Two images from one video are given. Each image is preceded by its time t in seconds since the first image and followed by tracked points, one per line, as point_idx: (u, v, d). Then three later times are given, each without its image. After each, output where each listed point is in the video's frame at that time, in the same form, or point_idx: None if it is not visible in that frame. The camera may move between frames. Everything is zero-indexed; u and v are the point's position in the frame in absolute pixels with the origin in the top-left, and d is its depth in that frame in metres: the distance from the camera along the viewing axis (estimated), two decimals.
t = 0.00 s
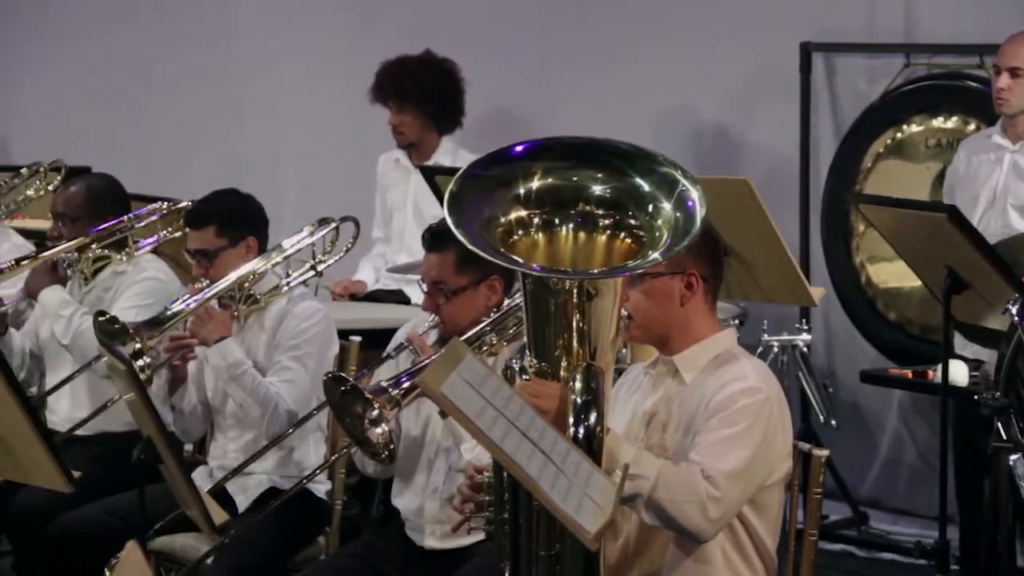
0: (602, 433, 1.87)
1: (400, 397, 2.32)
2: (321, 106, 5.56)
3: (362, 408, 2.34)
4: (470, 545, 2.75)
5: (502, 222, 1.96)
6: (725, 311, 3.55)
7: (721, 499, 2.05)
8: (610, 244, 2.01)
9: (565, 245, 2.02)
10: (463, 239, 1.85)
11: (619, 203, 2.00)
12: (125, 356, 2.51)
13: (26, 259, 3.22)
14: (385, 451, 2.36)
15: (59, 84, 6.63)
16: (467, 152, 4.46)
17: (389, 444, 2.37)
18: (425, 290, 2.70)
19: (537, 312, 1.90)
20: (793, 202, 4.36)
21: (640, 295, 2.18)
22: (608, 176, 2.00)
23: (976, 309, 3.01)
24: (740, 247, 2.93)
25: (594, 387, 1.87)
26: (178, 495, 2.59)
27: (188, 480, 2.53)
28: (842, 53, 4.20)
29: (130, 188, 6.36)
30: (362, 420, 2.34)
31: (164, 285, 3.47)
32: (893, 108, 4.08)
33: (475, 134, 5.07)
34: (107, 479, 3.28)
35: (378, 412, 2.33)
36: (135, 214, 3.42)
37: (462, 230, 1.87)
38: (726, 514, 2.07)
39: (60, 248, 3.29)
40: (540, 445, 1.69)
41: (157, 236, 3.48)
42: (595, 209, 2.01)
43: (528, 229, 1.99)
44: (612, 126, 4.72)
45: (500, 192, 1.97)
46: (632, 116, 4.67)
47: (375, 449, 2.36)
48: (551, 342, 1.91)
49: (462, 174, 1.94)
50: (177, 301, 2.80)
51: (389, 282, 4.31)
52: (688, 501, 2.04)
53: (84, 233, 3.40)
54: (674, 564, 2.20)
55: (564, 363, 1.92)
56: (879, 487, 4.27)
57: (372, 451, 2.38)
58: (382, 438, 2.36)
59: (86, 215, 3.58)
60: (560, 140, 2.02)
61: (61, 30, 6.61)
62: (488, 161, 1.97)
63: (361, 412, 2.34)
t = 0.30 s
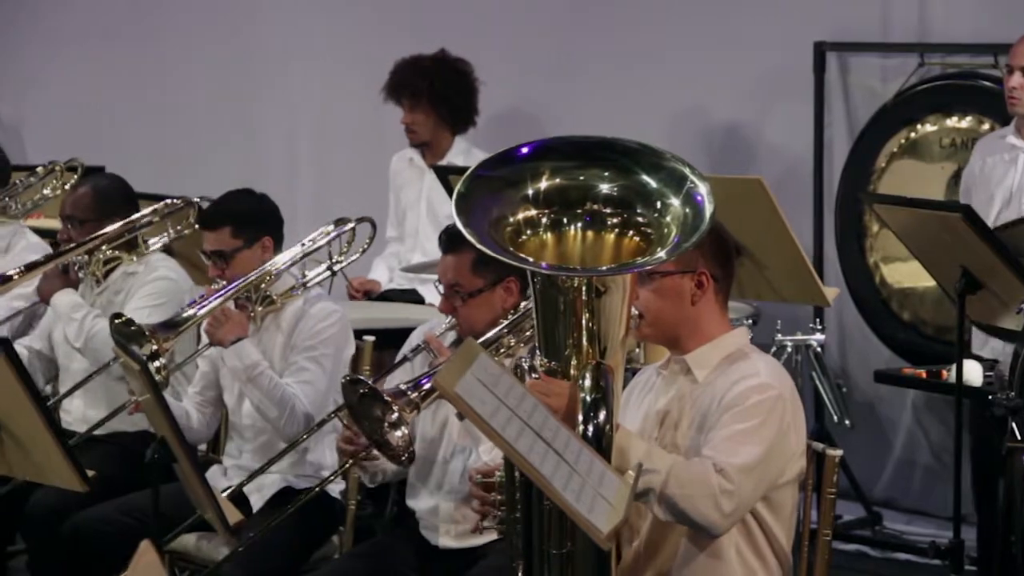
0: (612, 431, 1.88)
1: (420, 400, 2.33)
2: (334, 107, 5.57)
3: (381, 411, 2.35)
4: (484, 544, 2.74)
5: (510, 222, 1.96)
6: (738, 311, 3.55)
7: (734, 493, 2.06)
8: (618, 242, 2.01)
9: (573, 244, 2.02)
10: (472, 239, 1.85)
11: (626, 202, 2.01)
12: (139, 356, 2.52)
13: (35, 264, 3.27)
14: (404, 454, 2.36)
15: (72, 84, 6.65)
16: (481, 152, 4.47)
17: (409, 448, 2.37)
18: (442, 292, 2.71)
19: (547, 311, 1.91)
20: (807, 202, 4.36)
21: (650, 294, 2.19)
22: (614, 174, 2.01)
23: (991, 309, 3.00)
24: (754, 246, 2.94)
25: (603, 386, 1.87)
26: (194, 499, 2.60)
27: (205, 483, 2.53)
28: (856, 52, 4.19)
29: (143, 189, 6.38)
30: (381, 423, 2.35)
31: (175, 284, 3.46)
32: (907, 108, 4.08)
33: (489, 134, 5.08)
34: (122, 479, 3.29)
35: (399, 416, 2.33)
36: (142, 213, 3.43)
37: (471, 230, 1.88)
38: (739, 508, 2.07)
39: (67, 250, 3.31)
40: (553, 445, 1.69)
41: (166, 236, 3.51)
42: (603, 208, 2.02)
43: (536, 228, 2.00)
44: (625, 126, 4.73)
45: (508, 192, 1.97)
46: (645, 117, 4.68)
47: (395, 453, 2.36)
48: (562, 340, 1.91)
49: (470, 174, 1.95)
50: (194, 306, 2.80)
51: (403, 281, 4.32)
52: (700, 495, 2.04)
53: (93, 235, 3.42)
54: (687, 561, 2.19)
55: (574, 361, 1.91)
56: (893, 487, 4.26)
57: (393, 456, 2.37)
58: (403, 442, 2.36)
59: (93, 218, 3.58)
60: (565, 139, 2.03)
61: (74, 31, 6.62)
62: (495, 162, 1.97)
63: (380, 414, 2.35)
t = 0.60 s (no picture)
0: (624, 431, 1.88)
1: (433, 398, 2.35)
2: (345, 108, 5.58)
3: (395, 410, 2.32)
4: (495, 544, 2.76)
5: (522, 222, 1.97)
6: (751, 310, 3.55)
7: (744, 498, 2.06)
8: (631, 243, 2.01)
9: (586, 244, 2.03)
10: (484, 240, 1.86)
11: (639, 201, 2.01)
12: (152, 355, 2.52)
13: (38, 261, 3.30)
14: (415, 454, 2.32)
15: (79, 86, 6.64)
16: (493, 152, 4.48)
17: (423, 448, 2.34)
18: (457, 292, 2.72)
19: (559, 311, 1.90)
20: (818, 203, 4.36)
21: (663, 295, 2.17)
22: (627, 174, 2.01)
23: (1004, 309, 2.99)
24: (767, 246, 2.97)
25: (616, 387, 1.87)
26: (206, 497, 2.60)
27: (218, 482, 2.54)
28: (868, 53, 4.20)
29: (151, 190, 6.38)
30: (395, 421, 2.32)
31: (178, 283, 3.47)
32: (919, 108, 4.08)
33: (499, 135, 5.08)
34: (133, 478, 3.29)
35: (412, 414, 2.32)
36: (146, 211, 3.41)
37: (483, 231, 1.88)
38: (750, 512, 2.07)
39: (72, 249, 3.35)
40: (566, 445, 1.69)
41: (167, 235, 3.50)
42: (616, 208, 2.02)
43: (548, 228, 2.00)
44: (637, 127, 4.73)
45: (520, 192, 1.98)
46: (657, 117, 4.68)
47: (407, 452, 2.32)
48: (575, 340, 1.91)
49: (482, 174, 1.95)
50: (205, 305, 2.81)
51: (415, 281, 4.33)
52: (711, 498, 2.04)
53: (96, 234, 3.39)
54: (699, 564, 2.19)
55: (586, 362, 1.92)
56: (905, 487, 4.26)
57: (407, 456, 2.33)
58: (416, 441, 2.33)
59: (97, 216, 3.57)
60: (577, 138, 2.03)
61: (81, 32, 6.62)
62: (506, 163, 1.98)
63: (394, 413, 2.32)
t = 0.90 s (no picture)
0: (635, 431, 1.87)
1: (443, 399, 2.33)
2: (355, 107, 5.58)
3: (406, 410, 2.33)
4: (507, 544, 2.75)
5: (533, 222, 1.97)
6: (762, 311, 3.55)
7: (756, 496, 2.05)
8: (642, 242, 2.01)
9: (596, 244, 2.03)
10: (495, 239, 1.86)
11: (649, 201, 2.01)
12: (163, 355, 2.53)
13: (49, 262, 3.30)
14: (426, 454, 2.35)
15: (87, 84, 6.64)
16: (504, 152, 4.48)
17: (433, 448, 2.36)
18: (468, 291, 2.72)
19: (570, 311, 1.91)
20: (831, 201, 4.36)
21: (674, 294, 2.17)
22: (637, 174, 2.00)
23: (1016, 309, 2.99)
24: (778, 248, 2.98)
25: (626, 386, 1.87)
26: (217, 496, 2.60)
27: (228, 481, 2.54)
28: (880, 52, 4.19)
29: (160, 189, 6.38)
30: (405, 422, 2.33)
31: (189, 283, 3.47)
32: (931, 108, 4.07)
33: (511, 135, 5.08)
34: (144, 478, 3.29)
35: (422, 415, 2.33)
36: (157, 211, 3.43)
37: (493, 230, 1.89)
38: (761, 510, 2.07)
39: (84, 250, 3.35)
40: (576, 445, 1.68)
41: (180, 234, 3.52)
42: (626, 208, 2.01)
43: (559, 228, 2.00)
44: (648, 127, 4.73)
45: (531, 192, 1.97)
46: (668, 117, 4.68)
47: (418, 452, 2.34)
48: (586, 339, 1.91)
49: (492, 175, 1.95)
50: (216, 302, 2.80)
51: (427, 281, 4.33)
52: (722, 496, 2.03)
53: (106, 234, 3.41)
54: (710, 563, 2.19)
55: (597, 361, 1.92)
56: (917, 487, 4.26)
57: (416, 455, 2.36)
58: (426, 441, 2.35)
59: (106, 217, 3.58)
60: (588, 139, 2.03)
61: (90, 30, 6.61)
62: (516, 163, 1.98)
63: (404, 414, 2.33)
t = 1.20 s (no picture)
0: (647, 431, 1.87)
1: (452, 397, 2.32)
2: (366, 107, 5.59)
3: (415, 408, 2.32)
4: (519, 544, 2.75)
5: (545, 222, 1.97)
6: (774, 311, 3.55)
7: (768, 497, 2.05)
8: (654, 242, 2.02)
9: (609, 244, 2.03)
10: (508, 239, 1.87)
11: (662, 201, 2.01)
12: (175, 354, 2.52)
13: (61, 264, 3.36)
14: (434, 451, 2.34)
15: (100, 84, 6.66)
16: (515, 152, 4.49)
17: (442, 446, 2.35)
18: (477, 289, 2.71)
19: (581, 312, 1.91)
20: (843, 201, 4.36)
21: (686, 295, 2.17)
22: (649, 174, 2.01)
23: None
24: (789, 248, 3.00)
25: (638, 386, 1.86)
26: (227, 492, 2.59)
27: (237, 477, 2.54)
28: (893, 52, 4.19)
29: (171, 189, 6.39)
30: (414, 419, 2.32)
31: (203, 282, 3.47)
32: (943, 108, 4.06)
33: (523, 135, 5.08)
34: (156, 478, 3.30)
35: (430, 412, 2.31)
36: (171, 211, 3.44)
37: (505, 230, 1.89)
38: (773, 511, 2.07)
39: (97, 250, 3.39)
40: (587, 444, 1.69)
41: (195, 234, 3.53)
42: (638, 208, 2.01)
43: (571, 228, 2.00)
44: (660, 127, 4.73)
45: (543, 192, 1.98)
46: (680, 116, 4.68)
47: (426, 450, 2.34)
48: (597, 339, 1.92)
49: (504, 175, 1.96)
50: (226, 303, 2.79)
51: (438, 281, 4.33)
52: (734, 497, 2.03)
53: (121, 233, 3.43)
54: (723, 563, 2.19)
55: (609, 361, 1.92)
56: (929, 488, 4.26)
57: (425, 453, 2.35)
58: (435, 438, 2.34)
59: (121, 217, 3.57)
60: (600, 139, 2.03)
61: (102, 30, 6.62)
62: (529, 162, 1.98)
63: (413, 411, 2.32)
